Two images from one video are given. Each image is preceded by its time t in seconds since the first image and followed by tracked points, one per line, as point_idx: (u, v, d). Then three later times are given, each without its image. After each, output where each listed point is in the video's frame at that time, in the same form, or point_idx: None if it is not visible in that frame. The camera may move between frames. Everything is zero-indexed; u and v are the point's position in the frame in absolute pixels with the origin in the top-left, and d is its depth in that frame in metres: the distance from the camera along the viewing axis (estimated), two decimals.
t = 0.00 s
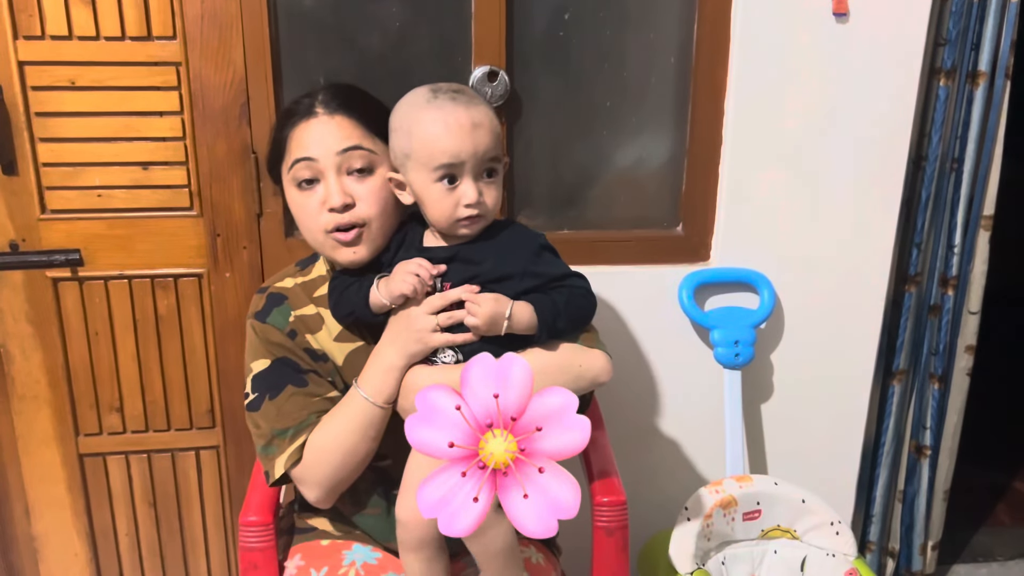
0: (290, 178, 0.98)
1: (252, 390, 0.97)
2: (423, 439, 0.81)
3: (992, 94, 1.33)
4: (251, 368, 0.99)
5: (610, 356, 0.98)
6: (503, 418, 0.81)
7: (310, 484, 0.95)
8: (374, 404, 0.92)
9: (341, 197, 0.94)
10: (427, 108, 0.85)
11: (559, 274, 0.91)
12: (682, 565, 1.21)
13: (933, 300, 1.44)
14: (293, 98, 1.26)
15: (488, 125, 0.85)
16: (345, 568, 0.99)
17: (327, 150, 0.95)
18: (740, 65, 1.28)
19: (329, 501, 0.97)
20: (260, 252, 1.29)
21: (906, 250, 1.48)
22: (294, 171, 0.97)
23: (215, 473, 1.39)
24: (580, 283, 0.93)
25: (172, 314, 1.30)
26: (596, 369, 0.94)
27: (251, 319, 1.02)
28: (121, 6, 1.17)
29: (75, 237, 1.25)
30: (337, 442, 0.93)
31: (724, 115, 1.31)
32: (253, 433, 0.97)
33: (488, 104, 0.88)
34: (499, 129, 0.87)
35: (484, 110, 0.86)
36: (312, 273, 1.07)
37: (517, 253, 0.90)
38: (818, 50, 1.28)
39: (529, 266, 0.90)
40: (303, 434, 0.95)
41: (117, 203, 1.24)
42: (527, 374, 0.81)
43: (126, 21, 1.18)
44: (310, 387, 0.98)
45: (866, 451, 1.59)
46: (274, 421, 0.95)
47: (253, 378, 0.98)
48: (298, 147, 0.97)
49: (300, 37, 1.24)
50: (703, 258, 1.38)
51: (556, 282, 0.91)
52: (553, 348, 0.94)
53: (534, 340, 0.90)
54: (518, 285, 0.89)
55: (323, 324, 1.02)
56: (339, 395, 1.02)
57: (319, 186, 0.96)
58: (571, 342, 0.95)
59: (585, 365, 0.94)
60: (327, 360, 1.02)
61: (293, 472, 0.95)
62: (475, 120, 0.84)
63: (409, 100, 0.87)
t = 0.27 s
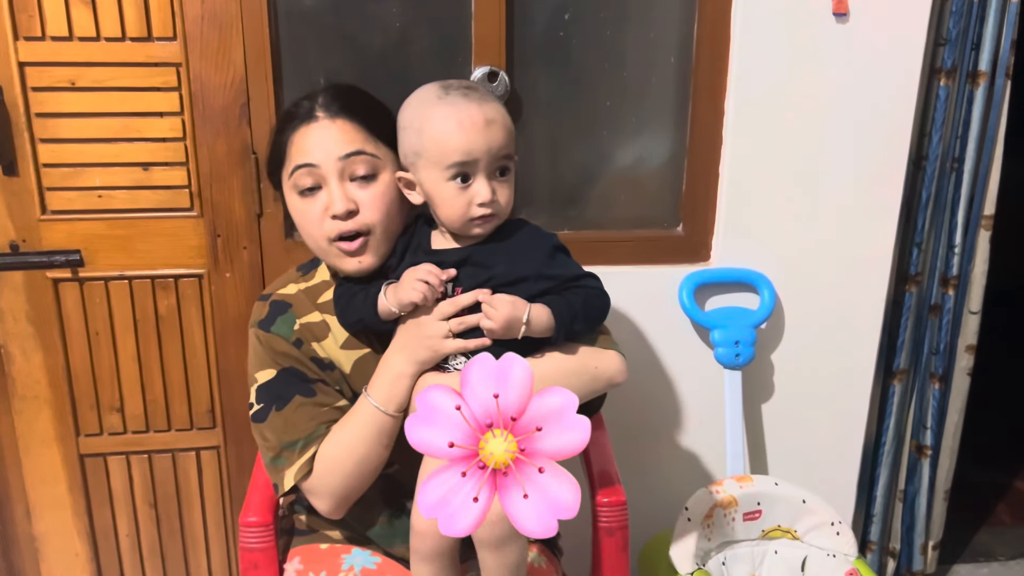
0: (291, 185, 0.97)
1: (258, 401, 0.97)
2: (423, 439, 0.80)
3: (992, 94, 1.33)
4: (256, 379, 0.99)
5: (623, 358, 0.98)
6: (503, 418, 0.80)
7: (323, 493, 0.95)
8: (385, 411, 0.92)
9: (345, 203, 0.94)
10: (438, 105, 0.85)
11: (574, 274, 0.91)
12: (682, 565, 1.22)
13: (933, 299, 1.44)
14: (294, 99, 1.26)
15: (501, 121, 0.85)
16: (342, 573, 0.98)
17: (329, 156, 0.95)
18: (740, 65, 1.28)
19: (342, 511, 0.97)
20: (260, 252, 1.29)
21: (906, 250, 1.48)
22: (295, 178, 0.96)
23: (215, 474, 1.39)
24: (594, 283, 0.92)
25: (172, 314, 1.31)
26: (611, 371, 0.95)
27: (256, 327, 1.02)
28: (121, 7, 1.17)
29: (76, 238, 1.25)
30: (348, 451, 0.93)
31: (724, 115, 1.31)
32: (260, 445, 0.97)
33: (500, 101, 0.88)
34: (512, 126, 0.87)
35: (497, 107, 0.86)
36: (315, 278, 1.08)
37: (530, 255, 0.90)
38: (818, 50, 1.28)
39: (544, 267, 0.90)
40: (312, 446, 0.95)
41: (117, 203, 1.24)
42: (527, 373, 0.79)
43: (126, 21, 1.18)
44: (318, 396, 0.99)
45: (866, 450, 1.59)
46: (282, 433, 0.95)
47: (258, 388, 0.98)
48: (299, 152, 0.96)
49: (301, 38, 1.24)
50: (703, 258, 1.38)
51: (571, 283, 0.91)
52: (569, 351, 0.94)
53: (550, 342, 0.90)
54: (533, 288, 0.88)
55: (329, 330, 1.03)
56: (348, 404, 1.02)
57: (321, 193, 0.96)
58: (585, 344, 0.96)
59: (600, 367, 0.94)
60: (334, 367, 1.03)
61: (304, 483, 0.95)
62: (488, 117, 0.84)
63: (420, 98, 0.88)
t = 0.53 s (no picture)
0: (296, 196, 0.97)
1: (265, 414, 0.98)
2: (423, 439, 0.79)
3: (995, 95, 1.33)
4: (264, 391, 0.99)
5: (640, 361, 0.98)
6: (503, 418, 0.79)
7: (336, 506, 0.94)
8: (396, 421, 0.92)
9: (354, 216, 0.93)
10: (456, 96, 0.85)
11: (592, 275, 0.91)
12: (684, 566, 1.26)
13: (936, 301, 1.44)
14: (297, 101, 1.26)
15: (520, 114, 0.85)
16: None
17: (335, 168, 0.94)
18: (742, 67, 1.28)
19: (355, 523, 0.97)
20: (262, 254, 1.29)
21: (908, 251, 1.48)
22: (301, 189, 0.96)
23: (217, 475, 1.39)
24: (610, 284, 0.92)
25: (175, 315, 1.31)
26: (628, 375, 0.95)
27: (262, 337, 1.03)
28: (123, 9, 1.17)
29: (78, 239, 1.25)
30: (359, 463, 0.92)
31: (726, 116, 1.31)
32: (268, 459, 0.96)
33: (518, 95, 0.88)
34: (530, 120, 0.87)
35: (515, 100, 0.86)
36: (320, 285, 1.08)
37: (547, 255, 0.89)
38: (820, 51, 1.28)
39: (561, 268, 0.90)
40: (323, 459, 0.95)
41: (119, 205, 1.25)
42: (527, 373, 0.78)
43: (129, 23, 1.18)
44: (327, 407, 0.98)
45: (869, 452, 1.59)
46: (291, 447, 0.95)
47: (265, 400, 0.99)
48: (304, 164, 0.95)
49: (304, 40, 1.25)
50: (705, 259, 1.38)
51: (588, 283, 0.91)
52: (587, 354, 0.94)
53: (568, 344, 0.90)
54: (550, 289, 0.89)
55: (337, 339, 1.03)
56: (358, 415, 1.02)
57: (328, 204, 0.95)
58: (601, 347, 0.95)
59: (618, 371, 0.94)
60: (343, 377, 1.03)
61: (315, 497, 0.94)
62: (507, 109, 0.84)
63: (436, 89, 0.87)
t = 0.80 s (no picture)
0: (295, 207, 0.96)
1: (270, 422, 0.97)
2: (423, 439, 0.79)
3: (998, 97, 1.33)
4: (267, 400, 0.98)
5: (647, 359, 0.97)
6: (503, 418, 0.79)
7: (343, 514, 0.94)
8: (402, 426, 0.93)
9: (355, 223, 0.92)
10: (474, 78, 0.85)
11: (604, 271, 0.91)
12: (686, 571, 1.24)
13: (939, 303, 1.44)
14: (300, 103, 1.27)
15: (537, 100, 0.84)
16: None
17: (332, 177, 0.93)
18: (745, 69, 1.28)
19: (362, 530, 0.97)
20: (265, 256, 1.29)
21: (911, 254, 1.47)
22: (299, 200, 0.95)
23: (220, 477, 1.39)
24: (622, 281, 0.92)
25: (178, 318, 1.31)
26: (637, 374, 0.94)
27: (264, 346, 1.01)
28: (127, 11, 1.17)
29: (82, 242, 1.25)
30: (365, 470, 0.93)
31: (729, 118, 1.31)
32: (274, 467, 0.96)
33: (541, 77, 0.87)
34: (550, 105, 0.86)
35: (535, 84, 0.85)
36: (322, 291, 1.08)
37: (561, 249, 0.90)
38: (823, 54, 1.28)
39: (575, 262, 0.90)
40: (329, 468, 0.95)
41: (123, 207, 1.25)
42: (527, 373, 0.78)
43: (132, 26, 1.18)
44: (333, 415, 0.98)
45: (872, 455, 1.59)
46: (297, 456, 0.95)
47: (269, 409, 0.98)
48: (301, 174, 0.95)
49: (307, 42, 1.25)
50: (708, 262, 1.38)
51: (601, 278, 0.91)
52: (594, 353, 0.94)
53: (578, 337, 0.90)
54: (564, 280, 0.89)
55: (341, 345, 1.03)
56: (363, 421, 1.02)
57: (328, 213, 0.94)
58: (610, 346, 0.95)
59: (626, 372, 0.94)
60: (347, 384, 1.03)
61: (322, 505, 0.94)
62: (524, 94, 0.84)
63: (457, 68, 0.87)
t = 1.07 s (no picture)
0: (294, 211, 0.96)
1: (269, 423, 0.97)
2: (423, 439, 0.79)
3: (1001, 100, 1.33)
4: (266, 401, 0.99)
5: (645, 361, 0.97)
6: (503, 418, 0.79)
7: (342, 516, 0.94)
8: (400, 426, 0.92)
9: (354, 223, 0.93)
10: (477, 73, 0.84)
11: (599, 273, 0.90)
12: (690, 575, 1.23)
13: (942, 306, 1.44)
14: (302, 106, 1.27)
15: (538, 98, 0.83)
16: None
17: (330, 178, 0.93)
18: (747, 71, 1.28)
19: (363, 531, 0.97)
20: (268, 259, 1.29)
21: (914, 256, 1.47)
22: (298, 203, 0.95)
23: (223, 480, 1.39)
24: (615, 285, 0.92)
25: (180, 320, 1.31)
26: (636, 378, 0.94)
27: (264, 348, 1.02)
28: (130, 15, 1.17)
29: (84, 244, 1.25)
30: (363, 471, 0.92)
31: (732, 121, 1.31)
32: (273, 468, 0.96)
33: (547, 75, 0.86)
34: (552, 104, 0.85)
35: (538, 83, 0.84)
36: (321, 294, 1.08)
37: (561, 244, 0.89)
38: (825, 56, 1.28)
39: (573, 260, 0.89)
40: (325, 469, 0.95)
41: (126, 210, 1.25)
42: (527, 373, 0.78)
43: (135, 29, 1.18)
44: (330, 416, 0.98)
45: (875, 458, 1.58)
46: (294, 457, 0.95)
47: (269, 411, 0.98)
48: (299, 178, 0.95)
49: (309, 45, 1.25)
50: (711, 264, 1.37)
51: (597, 279, 0.90)
52: (593, 355, 0.94)
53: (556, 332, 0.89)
54: (558, 274, 0.89)
55: (339, 347, 1.03)
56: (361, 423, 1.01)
57: (327, 215, 0.94)
58: (605, 349, 0.95)
59: (625, 375, 0.93)
60: (346, 386, 1.03)
61: (320, 506, 0.94)
62: (524, 93, 0.83)
63: (463, 61, 0.87)
